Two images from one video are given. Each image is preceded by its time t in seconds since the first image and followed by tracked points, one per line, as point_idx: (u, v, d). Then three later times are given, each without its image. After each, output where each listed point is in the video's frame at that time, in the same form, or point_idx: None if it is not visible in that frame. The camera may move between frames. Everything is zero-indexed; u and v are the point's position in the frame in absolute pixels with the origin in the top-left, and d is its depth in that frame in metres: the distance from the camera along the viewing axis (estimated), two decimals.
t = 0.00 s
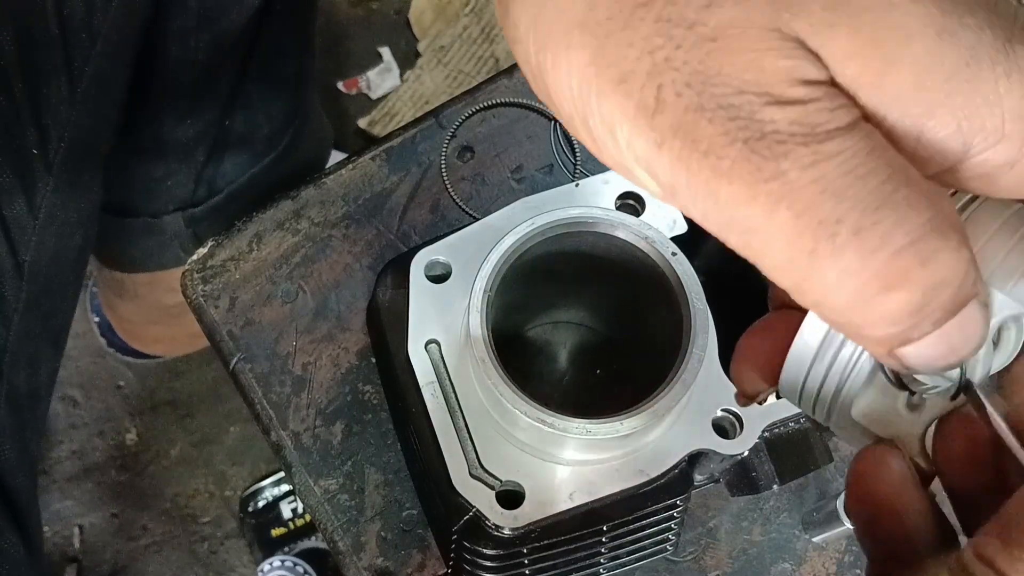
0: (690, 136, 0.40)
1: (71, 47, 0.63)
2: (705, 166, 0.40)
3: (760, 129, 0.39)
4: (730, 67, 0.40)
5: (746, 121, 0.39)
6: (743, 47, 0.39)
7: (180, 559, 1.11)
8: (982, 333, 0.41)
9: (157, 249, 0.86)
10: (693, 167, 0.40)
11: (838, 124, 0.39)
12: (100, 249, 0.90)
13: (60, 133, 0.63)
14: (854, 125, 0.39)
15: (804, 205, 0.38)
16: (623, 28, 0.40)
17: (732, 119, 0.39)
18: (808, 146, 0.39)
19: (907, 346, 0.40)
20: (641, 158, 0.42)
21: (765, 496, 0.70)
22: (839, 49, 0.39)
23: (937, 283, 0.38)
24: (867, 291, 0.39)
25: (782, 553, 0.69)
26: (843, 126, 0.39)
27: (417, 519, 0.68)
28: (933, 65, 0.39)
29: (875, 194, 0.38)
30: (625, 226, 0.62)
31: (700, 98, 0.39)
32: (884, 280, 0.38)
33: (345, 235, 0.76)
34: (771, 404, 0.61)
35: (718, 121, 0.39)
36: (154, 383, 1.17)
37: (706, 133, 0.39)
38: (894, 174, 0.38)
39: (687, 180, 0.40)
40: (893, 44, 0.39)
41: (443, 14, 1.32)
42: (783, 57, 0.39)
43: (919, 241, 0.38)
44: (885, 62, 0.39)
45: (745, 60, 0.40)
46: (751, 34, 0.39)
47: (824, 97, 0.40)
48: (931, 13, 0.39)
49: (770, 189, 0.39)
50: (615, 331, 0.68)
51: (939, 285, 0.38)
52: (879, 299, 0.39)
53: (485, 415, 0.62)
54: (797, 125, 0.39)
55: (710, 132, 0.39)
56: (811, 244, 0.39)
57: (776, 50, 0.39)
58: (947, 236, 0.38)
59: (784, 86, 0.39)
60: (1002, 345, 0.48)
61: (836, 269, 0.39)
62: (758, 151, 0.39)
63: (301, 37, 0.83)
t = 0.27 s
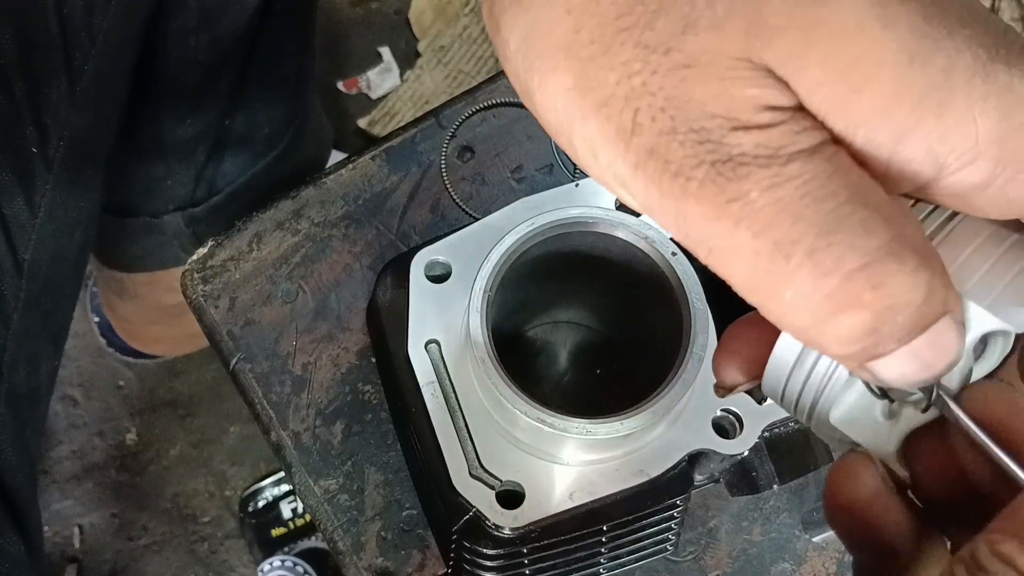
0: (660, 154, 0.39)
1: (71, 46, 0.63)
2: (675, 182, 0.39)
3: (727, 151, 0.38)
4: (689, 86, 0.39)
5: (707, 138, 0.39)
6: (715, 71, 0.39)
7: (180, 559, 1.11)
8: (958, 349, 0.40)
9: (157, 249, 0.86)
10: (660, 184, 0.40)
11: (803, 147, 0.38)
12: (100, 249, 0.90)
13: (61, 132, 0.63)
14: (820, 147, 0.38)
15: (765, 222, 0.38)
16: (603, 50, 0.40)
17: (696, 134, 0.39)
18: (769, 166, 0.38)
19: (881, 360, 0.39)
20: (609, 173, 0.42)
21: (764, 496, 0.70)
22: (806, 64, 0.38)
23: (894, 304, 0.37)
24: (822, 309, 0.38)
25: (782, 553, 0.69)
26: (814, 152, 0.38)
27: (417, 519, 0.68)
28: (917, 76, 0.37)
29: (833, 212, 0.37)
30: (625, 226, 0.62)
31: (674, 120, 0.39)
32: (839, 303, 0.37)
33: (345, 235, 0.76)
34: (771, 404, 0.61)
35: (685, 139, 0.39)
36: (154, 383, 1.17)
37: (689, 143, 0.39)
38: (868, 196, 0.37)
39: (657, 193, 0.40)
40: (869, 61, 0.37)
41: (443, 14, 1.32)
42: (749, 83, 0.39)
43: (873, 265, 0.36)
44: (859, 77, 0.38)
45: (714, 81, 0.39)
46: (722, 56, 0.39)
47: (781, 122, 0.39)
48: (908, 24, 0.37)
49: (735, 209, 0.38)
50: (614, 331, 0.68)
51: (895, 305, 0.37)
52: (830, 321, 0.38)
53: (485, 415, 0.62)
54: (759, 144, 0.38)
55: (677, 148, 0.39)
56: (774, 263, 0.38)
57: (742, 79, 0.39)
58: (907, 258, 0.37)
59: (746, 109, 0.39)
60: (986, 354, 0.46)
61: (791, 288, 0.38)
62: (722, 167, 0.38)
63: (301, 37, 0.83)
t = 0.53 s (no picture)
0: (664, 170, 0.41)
1: (71, 46, 0.63)
2: (681, 198, 0.41)
3: (728, 168, 0.40)
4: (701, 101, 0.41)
5: (713, 158, 0.40)
6: (716, 81, 0.41)
7: (180, 559, 1.11)
8: (969, 345, 0.39)
9: (157, 249, 0.86)
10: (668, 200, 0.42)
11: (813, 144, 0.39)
12: (100, 249, 0.90)
13: (61, 131, 0.63)
14: (825, 161, 0.39)
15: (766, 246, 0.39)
16: (605, 59, 0.43)
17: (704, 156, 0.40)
18: (770, 188, 0.39)
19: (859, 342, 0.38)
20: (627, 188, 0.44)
21: (764, 496, 0.70)
22: (806, 67, 0.40)
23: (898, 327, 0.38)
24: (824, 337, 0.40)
25: (782, 553, 0.69)
26: (819, 159, 0.39)
27: (417, 520, 0.68)
28: (914, 73, 0.40)
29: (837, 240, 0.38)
30: (624, 226, 0.62)
31: (676, 134, 0.41)
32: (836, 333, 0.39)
33: (345, 235, 0.76)
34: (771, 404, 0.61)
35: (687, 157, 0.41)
36: (154, 383, 1.17)
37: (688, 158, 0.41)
38: (870, 215, 0.38)
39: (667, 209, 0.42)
40: (864, 66, 0.40)
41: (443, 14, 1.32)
42: (758, 86, 0.40)
43: (880, 291, 0.37)
44: (859, 81, 0.40)
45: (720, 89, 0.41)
46: (728, 63, 0.41)
47: (792, 126, 0.40)
48: (902, 26, 0.40)
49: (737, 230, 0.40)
50: (614, 330, 0.68)
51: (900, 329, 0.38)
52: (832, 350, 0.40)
53: (485, 414, 0.62)
54: (762, 166, 0.39)
55: (683, 171, 0.41)
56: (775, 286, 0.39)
57: (747, 83, 0.40)
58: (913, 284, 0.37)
59: (756, 124, 0.40)
60: (989, 340, 0.44)
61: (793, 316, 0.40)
62: (723, 192, 0.40)
63: (301, 37, 0.83)
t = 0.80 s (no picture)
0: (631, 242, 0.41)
1: (72, 46, 0.63)
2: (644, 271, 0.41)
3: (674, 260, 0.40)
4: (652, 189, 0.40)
5: (664, 253, 0.40)
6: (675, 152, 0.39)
7: (180, 559, 1.11)
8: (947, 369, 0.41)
9: (157, 249, 0.86)
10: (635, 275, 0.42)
11: (775, 219, 0.39)
12: (100, 249, 0.90)
13: (61, 131, 0.63)
14: (774, 254, 0.38)
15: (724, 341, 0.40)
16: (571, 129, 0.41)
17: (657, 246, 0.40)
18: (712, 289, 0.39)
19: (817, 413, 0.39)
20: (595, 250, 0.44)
21: (764, 496, 0.70)
22: (756, 141, 0.38)
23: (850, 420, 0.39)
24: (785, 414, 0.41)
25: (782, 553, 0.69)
26: (773, 246, 0.38)
27: (417, 520, 0.68)
28: (886, 122, 0.37)
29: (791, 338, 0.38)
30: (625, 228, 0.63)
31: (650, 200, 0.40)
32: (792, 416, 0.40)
33: (345, 235, 0.76)
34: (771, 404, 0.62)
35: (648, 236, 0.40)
36: (154, 383, 1.17)
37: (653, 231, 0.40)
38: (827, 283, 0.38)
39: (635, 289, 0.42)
40: (821, 133, 0.37)
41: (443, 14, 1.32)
42: (713, 172, 0.39)
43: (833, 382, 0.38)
44: (808, 154, 0.37)
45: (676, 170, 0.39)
46: (677, 142, 0.39)
47: (743, 207, 0.39)
48: (852, 90, 0.37)
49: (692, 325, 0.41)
50: (614, 330, 0.66)
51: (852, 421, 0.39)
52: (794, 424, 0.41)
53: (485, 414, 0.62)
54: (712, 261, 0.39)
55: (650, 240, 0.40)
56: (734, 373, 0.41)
57: (693, 171, 0.39)
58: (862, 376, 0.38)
59: (708, 216, 0.39)
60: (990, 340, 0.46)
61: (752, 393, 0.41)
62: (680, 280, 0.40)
63: (301, 37, 0.83)
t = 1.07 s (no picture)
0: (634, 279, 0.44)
1: (75, 47, 0.63)
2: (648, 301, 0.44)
3: (676, 293, 0.43)
4: (655, 230, 0.42)
5: (669, 288, 0.43)
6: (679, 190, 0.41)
7: (180, 559, 1.11)
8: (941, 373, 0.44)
9: (157, 249, 0.86)
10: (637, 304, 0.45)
11: (775, 252, 0.40)
12: (100, 249, 0.90)
13: (64, 133, 0.62)
14: (768, 292, 0.41)
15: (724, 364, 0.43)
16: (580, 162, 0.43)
17: (659, 282, 0.43)
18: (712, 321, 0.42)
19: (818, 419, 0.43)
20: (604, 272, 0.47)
21: (764, 496, 0.70)
22: (753, 174, 0.39)
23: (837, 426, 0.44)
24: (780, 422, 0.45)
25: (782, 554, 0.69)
26: (771, 288, 0.40)
27: (417, 520, 0.68)
28: (881, 138, 0.38)
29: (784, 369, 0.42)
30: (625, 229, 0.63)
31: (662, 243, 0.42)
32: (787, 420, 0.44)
33: (345, 235, 0.76)
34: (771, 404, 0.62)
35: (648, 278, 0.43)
36: (154, 383, 1.17)
37: (658, 268, 0.43)
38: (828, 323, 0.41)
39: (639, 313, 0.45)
40: (816, 158, 0.38)
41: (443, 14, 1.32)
42: (714, 208, 0.41)
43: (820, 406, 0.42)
44: (805, 177, 0.39)
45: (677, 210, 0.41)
46: (676, 180, 0.41)
47: (741, 244, 0.41)
48: (847, 114, 0.38)
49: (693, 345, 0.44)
50: (615, 330, 0.65)
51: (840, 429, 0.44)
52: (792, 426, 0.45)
53: (485, 414, 0.62)
54: (710, 299, 0.42)
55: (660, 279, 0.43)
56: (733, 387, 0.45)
57: (692, 209, 0.41)
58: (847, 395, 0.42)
59: (707, 252, 0.41)
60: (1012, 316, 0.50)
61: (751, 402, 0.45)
62: (681, 315, 0.43)
63: (301, 37, 0.83)
